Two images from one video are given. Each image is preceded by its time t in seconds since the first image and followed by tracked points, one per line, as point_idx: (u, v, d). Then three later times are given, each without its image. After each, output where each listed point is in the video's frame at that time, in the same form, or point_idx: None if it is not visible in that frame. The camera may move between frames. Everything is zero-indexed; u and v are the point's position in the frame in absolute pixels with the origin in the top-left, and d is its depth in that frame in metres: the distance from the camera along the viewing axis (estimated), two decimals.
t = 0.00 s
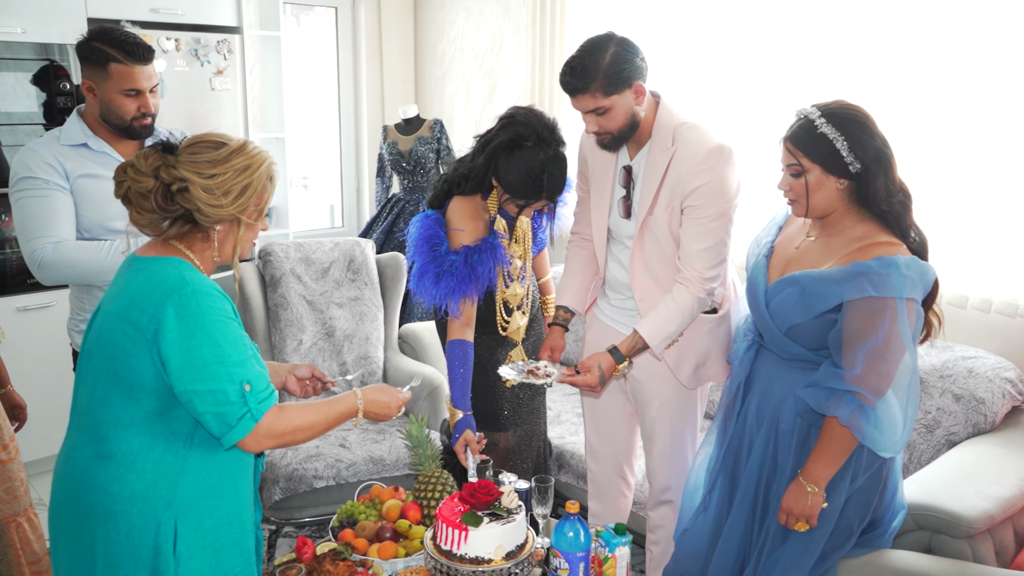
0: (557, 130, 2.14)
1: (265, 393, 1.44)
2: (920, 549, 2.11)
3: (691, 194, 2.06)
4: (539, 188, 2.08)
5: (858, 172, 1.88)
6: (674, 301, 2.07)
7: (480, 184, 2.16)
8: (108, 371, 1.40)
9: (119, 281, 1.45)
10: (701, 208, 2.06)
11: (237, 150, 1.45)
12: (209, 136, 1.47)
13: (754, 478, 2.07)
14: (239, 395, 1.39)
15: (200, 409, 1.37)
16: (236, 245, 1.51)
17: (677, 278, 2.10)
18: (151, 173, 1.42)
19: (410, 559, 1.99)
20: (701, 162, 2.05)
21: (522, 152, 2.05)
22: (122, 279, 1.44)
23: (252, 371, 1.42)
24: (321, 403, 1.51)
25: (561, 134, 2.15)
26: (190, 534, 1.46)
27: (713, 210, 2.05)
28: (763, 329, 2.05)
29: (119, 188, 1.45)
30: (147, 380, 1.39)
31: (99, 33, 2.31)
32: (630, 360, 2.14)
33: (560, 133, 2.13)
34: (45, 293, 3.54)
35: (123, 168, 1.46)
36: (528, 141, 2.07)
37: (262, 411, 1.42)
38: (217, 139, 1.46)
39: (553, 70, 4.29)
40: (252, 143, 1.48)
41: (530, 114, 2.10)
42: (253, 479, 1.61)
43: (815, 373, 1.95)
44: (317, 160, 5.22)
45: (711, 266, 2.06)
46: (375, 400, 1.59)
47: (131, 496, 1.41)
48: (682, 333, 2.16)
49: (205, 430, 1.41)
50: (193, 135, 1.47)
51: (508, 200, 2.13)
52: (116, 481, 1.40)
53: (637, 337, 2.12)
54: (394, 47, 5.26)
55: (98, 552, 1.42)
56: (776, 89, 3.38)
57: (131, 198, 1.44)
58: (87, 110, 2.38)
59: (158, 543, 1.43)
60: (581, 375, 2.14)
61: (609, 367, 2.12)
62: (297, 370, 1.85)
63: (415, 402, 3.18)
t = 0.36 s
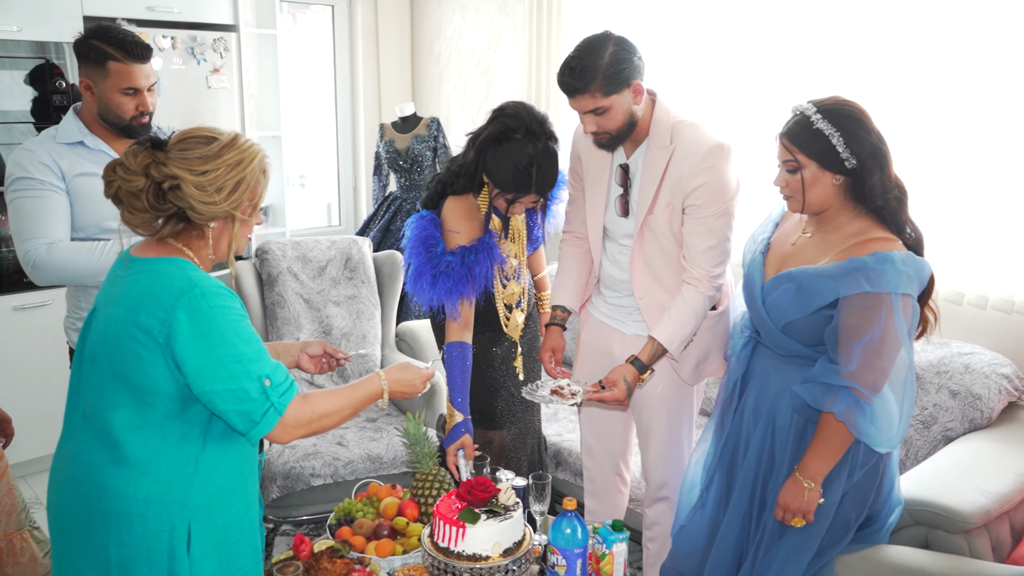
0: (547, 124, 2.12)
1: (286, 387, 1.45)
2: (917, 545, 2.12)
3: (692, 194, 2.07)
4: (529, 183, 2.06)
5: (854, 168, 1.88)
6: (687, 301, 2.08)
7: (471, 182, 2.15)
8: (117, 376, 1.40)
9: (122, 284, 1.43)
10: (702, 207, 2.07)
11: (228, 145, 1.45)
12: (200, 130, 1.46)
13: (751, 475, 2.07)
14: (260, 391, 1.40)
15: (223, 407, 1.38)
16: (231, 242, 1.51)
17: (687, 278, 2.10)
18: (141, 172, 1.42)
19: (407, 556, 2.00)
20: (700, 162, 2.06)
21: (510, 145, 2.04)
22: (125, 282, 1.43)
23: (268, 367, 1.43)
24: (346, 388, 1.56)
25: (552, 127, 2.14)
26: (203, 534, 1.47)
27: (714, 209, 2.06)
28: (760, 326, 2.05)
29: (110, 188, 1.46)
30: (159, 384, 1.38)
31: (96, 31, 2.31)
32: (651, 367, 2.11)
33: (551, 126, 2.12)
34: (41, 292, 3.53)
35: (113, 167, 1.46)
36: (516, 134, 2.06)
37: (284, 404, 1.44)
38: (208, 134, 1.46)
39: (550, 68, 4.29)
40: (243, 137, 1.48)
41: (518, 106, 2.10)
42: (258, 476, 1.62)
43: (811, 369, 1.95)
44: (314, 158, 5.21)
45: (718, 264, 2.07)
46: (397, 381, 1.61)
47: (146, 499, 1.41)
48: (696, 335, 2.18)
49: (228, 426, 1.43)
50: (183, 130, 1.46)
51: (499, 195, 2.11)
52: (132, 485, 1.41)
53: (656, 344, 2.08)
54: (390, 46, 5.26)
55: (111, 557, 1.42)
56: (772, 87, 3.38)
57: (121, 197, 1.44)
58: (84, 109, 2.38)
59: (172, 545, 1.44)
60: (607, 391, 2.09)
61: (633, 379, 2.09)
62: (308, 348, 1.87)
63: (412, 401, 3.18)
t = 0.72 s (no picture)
0: (528, 95, 2.16)
1: (306, 376, 1.47)
2: (911, 542, 2.12)
3: (684, 194, 2.08)
4: (498, 143, 2.08)
5: (847, 166, 1.89)
6: (675, 301, 2.09)
7: (455, 160, 2.23)
8: (125, 379, 1.40)
9: (127, 287, 1.44)
10: (693, 206, 2.07)
11: (217, 141, 1.45)
12: (188, 129, 1.46)
13: (745, 473, 2.07)
14: (281, 382, 1.42)
15: (245, 400, 1.40)
16: (230, 240, 1.51)
17: (677, 278, 2.11)
18: (133, 177, 1.42)
19: (403, 555, 2.00)
20: (693, 161, 2.07)
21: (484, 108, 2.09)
22: (131, 284, 1.43)
23: (285, 358, 1.45)
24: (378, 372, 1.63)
25: (534, 98, 2.17)
26: (212, 531, 1.48)
27: (706, 208, 2.07)
28: (754, 324, 2.06)
29: (104, 197, 1.45)
30: (170, 385, 1.39)
31: (91, 31, 2.31)
32: (642, 366, 2.13)
33: (531, 96, 2.15)
34: (36, 292, 3.53)
35: (105, 175, 1.46)
36: (492, 99, 2.11)
37: (305, 392, 1.46)
38: (196, 132, 1.46)
39: (545, 68, 4.30)
40: (231, 132, 1.48)
41: (497, 77, 2.16)
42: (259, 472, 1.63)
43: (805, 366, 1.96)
44: (310, 159, 5.22)
45: (709, 264, 2.09)
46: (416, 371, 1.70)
47: (155, 501, 1.42)
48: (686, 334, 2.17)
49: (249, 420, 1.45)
50: (170, 131, 1.46)
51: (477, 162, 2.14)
52: (141, 487, 1.41)
53: (646, 343, 2.10)
54: (386, 46, 5.27)
55: (118, 560, 1.43)
56: (766, 87, 3.39)
57: (116, 204, 1.44)
58: (78, 108, 2.38)
59: (181, 545, 1.45)
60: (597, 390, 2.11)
61: (623, 378, 2.10)
62: (316, 335, 1.89)
63: (408, 400, 3.17)
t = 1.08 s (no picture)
0: (508, 75, 2.31)
1: (325, 361, 1.51)
2: (899, 545, 2.13)
3: (667, 196, 2.08)
4: (474, 113, 2.21)
5: (836, 171, 1.90)
6: (655, 303, 2.10)
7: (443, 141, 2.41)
8: (131, 384, 1.41)
9: (134, 294, 1.45)
10: (675, 209, 2.08)
11: (211, 147, 1.46)
12: (181, 138, 1.47)
13: (735, 476, 2.08)
14: (303, 370, 1.47)
15: (268, 393, 1.44)
16: (233, 244, 1.53)
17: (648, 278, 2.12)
18: (132, 191, 1.42)
19: (393, 560, 1.99)
20: (678, 164, 2.07)
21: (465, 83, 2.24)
22: (138, 290, 1.45)
23: (304, 347, 1.49)
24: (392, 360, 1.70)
25: (515, 81, 2.33)
26: (212, 530, 1.49)
27: (687, 212, 2.07)
28: (743, 328, 2.06)
29: (105, 213, 1.45)
30: (180, 385, 1.40)
31: (78, 35, 2.31)
32: (598, 357, 2.20)
33: (511, 77, 2.31)
34: (26, 296, 3.51)
35: (104, 191, 1.46)
36: (473, 77, 2.27)
37: (328, 375, 1.51)
38: (189, 140, 1.47)
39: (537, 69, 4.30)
40: (223, 136, 1.49)
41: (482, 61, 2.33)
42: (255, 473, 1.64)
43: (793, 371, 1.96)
44: (303, 161, 5.20)
45: (682, 267, 2.09)
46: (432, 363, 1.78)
47: (157, 504, 1.42)
48: (649, 333, 2.19)
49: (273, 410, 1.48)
50: (163, 142, 1.47)
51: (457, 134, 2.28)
52: (145, 492, 1.41)
53: (605, 336, 2.16)
54: (378, 48, 5.27)
55: (116, 565, 1.43)
56: (756, 90, 3.40)
57: (118, 219, 1.44)
58: (67, 111, 2.37)
59: (181, 548, 1.46)
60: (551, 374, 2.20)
61: (576, 365, 2.19)
62: (322, 329, 1.94)
63: (400, 403, 3.16)
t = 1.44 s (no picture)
0: (486, 64, 2.33)
1: (336, 345, 1.52)
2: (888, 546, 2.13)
3: (650, 194, 2.07)
4: (456, 100, 2.23)
5: (831, 172, 1.89)
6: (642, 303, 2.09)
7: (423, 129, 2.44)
8: (132, 383, 1.40)
9: (139, 293, 1.44)
10: (657, 208, 2.07)
11: (218, 149, 1.44)
12: (186, 140, 1.45)
13: (725, 475, 2.07)
14: (315, 356, 1.47)
15: (281, 379, 1.43)
16: (238, 245, 1.51)
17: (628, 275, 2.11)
18: (139, 193, 1.40)
19: (381, 563, 1.98)
20: (661, 162, 2.06)
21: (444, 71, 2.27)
22: (143, 288, 1.44)
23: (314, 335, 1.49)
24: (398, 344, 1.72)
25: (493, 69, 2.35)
26: (206, 525, 1.47)
27: (671, 210, 2.06)
28: (734, 328, 2.05)
29: (109, 215, 1.42)
30: (182, 378, 1.39)
31: (60, 32, 2.29)
32: (574, 350, 2.16)
33: (488, 64, 2.33)
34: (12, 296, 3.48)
35: (108, 193, 1.43)
36: (451, 64, 2.29)
37: (339, 358, 1.51)
38: (195, 142, 1.44)
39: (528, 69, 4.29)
40: (228, 139, 1.47)
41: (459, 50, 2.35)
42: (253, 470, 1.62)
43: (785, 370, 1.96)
44: (293, 159, 5.17)
45: (663, 265, 2.07)
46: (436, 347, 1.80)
47: (153, 503, 1.41)
48: (625, 331, 2.18)
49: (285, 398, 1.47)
50: (168, 143, 1.44)
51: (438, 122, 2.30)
52: (142, 490, 1.40)
53: (582, 330, 2.13)
54: (368, 46, 5.25)
55: (109, 563, 1.41)
56: (746, 89, 3.39)
57: (124, 221, 1.41)
58: (50, 109, 2.35)
59: (176, 547, 1.43)
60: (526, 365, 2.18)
61: (551, 357, 2.16)
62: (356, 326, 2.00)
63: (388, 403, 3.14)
